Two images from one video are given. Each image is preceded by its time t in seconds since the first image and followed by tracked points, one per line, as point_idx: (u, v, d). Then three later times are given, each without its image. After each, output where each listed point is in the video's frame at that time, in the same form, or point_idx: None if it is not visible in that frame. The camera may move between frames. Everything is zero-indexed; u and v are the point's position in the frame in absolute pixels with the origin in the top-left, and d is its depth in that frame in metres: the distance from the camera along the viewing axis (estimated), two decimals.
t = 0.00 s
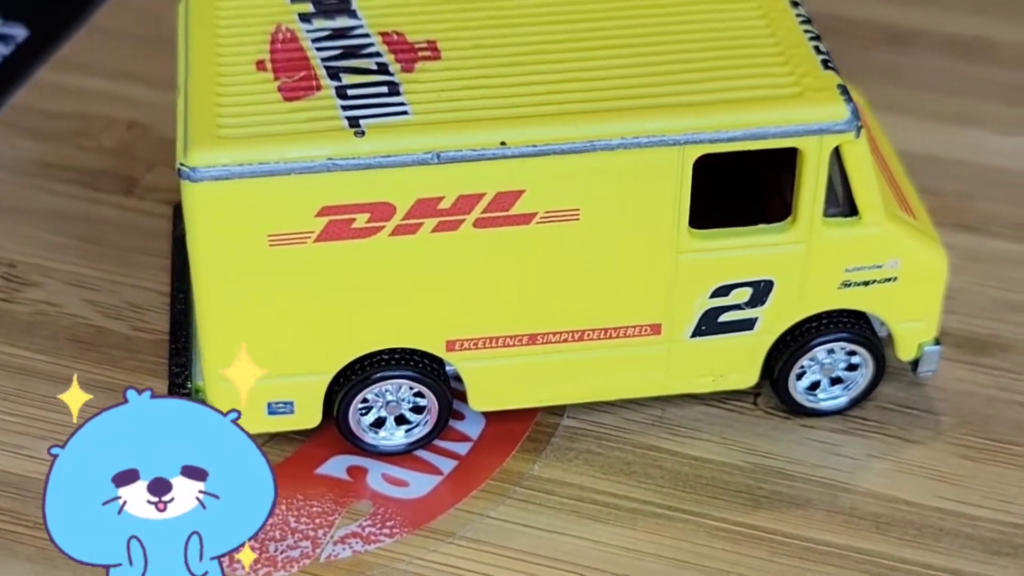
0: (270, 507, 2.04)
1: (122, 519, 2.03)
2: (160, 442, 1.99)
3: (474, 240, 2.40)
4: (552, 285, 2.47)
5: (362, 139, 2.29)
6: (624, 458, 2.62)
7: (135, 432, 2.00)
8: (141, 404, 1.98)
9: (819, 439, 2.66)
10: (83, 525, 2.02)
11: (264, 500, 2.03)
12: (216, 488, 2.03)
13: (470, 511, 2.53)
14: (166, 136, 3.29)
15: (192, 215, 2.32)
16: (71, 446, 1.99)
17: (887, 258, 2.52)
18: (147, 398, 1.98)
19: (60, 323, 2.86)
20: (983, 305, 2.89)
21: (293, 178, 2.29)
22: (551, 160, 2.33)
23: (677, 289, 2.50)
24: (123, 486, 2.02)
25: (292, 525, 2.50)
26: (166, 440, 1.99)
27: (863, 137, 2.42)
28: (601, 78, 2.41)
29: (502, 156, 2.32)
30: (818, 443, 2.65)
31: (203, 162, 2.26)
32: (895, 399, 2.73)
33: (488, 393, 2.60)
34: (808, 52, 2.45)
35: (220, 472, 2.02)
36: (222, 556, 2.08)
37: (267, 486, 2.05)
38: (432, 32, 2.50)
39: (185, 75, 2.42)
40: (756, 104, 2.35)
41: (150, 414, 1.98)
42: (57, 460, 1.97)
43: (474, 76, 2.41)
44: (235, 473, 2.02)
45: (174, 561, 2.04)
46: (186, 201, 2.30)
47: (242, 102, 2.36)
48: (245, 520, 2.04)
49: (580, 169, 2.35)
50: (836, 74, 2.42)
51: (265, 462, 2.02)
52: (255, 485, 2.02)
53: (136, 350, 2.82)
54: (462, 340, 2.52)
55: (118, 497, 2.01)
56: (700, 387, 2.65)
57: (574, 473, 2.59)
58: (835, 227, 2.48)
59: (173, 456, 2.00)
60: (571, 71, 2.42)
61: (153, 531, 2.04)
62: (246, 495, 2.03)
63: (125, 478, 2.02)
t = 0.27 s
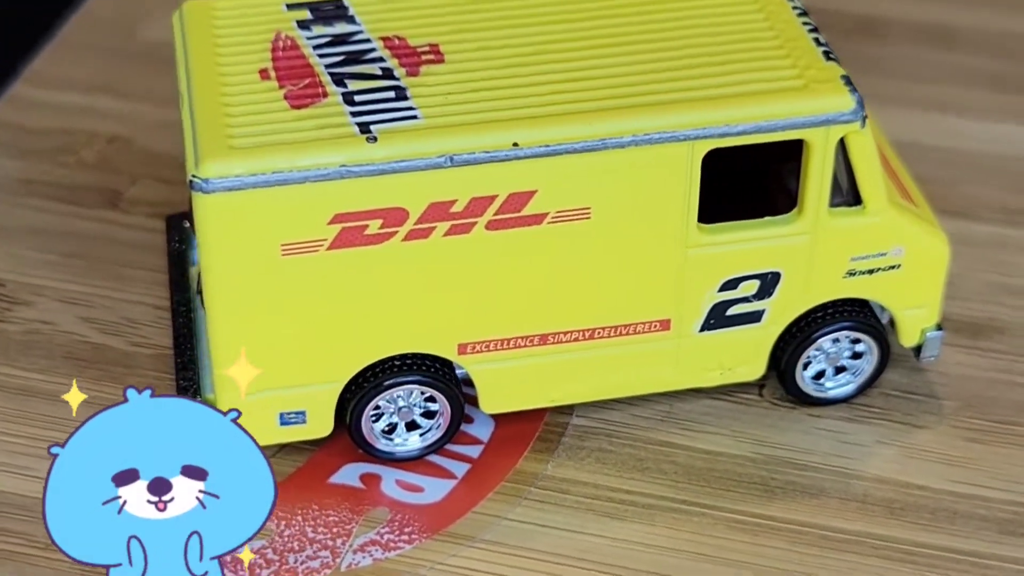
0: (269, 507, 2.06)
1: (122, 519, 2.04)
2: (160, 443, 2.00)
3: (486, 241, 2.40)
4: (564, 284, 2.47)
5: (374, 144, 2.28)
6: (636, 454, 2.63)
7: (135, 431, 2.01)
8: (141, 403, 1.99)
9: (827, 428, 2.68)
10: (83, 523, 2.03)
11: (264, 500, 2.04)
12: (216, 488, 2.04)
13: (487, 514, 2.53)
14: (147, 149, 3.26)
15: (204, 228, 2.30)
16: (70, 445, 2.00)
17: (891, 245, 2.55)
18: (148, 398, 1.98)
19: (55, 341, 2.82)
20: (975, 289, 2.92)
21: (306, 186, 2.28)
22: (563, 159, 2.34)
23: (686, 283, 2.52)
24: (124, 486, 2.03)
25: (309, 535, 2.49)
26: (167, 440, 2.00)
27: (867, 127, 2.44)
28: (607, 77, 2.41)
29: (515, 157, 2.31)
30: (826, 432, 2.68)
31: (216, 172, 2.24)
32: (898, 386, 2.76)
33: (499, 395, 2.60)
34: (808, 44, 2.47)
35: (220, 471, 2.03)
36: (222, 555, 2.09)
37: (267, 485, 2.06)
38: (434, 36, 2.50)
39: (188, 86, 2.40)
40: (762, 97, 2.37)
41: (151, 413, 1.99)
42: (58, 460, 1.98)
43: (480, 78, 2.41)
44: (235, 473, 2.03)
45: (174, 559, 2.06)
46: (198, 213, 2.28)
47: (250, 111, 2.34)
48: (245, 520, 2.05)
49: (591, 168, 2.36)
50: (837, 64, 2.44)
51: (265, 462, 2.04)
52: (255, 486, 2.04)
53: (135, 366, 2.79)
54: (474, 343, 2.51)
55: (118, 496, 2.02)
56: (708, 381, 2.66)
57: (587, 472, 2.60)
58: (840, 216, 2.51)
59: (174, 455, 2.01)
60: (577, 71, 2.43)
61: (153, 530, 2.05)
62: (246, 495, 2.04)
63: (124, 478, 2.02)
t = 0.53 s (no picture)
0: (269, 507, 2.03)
1: (121, 518, 2.01)
2: (160, 443, 1.97)
3: (497, 244, 2.39)
4: (573, 283, 2.47)
5: (384, 150, 2.27)
6: (646, 450, 2.64)
7: (135, 431, 1.97)
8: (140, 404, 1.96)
9: (832, 416, 2.70)
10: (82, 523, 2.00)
11: (264, 500, 2.01)
12: (216, 488, 2.01)
13: (504, 517, 2.52)
14: (125, 163, 3.22)
15: (216, 242, 2.27)
16: (70, 446, 1.96)
17: (892, 233, 2.57)
18: (147, 399, 1.94)
19: (50, 361, 2.78)
20: (965, 272, 2.96)
21: (319, 195, 2.26)
22: (573, 159, 2.34)
23: (693, 278, 2.52)
24: (124, 486, 1.99)
25: (327, 545, 2.47)
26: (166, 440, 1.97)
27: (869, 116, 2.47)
28: (611, 77, 2.42)
29: (526, 159, 2.31)
30: (832, 420, 2.70)
31: (228, 186, 2.22)
32: (897, 371, 2.79)
33: (508, 398, 2.60)
34: (805, 35, 2.50)
35: (220, 472, 2.00)
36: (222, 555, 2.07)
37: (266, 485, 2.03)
38: (433, 41, 2.49)
39: (190, 99, 2.38)
40: (767, 91, 2.39)
41: (151, 413, 1.96)
42: (57, 460, 1.95)
43: (484, 81, 2.40)
44: (234, 472, 2.00)
45: (174, 562, 2.02)
46: (209, 227, 2.25)
47: (256, 121, 2.32)
48: (246, 520, 2.02)
49: (600, 167, 2.36)
50: (836, 56, 2.47)
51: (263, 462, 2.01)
52: (255, 486, 2.01)
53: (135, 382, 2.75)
54: (485, 346, 2.51)
55: (118, 496, 1.99)
56: (714, 374, 2.67)
57: (599, 469, 2.60)
58: (843, 206, 2.53)
59: (174, 455, 1.98)
60: (580, 72, 2.43)
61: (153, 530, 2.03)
62: (246, 494, 2.01)
63: (124, 478, 1.99)
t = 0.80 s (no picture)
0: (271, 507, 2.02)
1: (121, 518, 2.01)
2: (160, 443, 1.97)
3: (510, 246, 2.38)
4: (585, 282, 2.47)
5: (399, 157, 2.25)
6: (658, 446, 2.64)
7: (136, 431, 1.97)
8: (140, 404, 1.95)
9: (838, 403, 2.72)
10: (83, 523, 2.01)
11: (264, 500, 2.00)
12: (216, 489, 2.00)
13: (524, 519, 2.52)
14: (104, 180, 3.17)
15: (229, 254, 2.25)
16: (70, 446, 1.96)
17: (894, 219, 2.60)
18: (147, 399, 1.93)
19: (47, 383, 2.74)
20: (954, 255, 2.99)
21: (335, 204, 2.24)
22: (585, 157, 2.33)
23: (702, 271, 2.53)
24: (124, 487, 2.00)
25: (348, 556, 2.45)
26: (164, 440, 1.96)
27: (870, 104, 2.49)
28: (617, 73, 2.42)
29: (539, 159, 2.31)
30: (838, 407, 2.71)
31: (243, 198, 2.20)
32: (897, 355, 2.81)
33: (521, 400, 2.59)
34: (804, 26, 2.51)
35: (220, 472, 1.99)
36: (223, 555, 2.06)
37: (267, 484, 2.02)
38: (435, 45, 2.47)
39: (195, 112, 2.35)
40: (772, 82, 2.40)
41: (151, 414, 1.95)
42: (57, 461, 1.96)
43: (489, 83, 2.39)
44: (234, 471, 2.00)
45: (173, 562, 2.03)
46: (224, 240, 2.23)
47: (265, 132, 2.29)
48: (246, 520, 2.02)
49: (612, 165, 2.36)
50: (836, 45, 2.49)
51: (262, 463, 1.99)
52: (255, 486, 2.00)
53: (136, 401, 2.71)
54: (498, 349, 2.50)
55: (118, 497, 1.99)
56: (721, 367, 2.68)
57: (613, 467, 2.60)
58: (846, 194, 2.54)
59: (172, 455, 1.97)
60: (586, 69, 2.43)
61: (153, 530, 2.03)
62: (246, 494, 2.01)
63: (123, 479, 1.99)
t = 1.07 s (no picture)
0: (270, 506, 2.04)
1: (121, 518, 2.03)
2: (160, 443, 1.99)
3: (523, 247, 2.38)
4: (596, 280, 2.47)
5: (414, 161, 2.24)
6: (670, 441, 2.64)
7: (135, 431, 1.99)
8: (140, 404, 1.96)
9: (844, 391, 2.74)
10: (82, 523, 2.02)
11: (264, 501, 2.02)
12: (216, 488, 2.02)
13: (542, 521, 2.51)
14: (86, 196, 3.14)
15: (245, 266, 2.22)
16: (71, 445, 1.98)
17: (894, 206, 2.61)
18: (147, 399, 1.95)
19: (48, 404, 2.70)
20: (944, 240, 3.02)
21: (352, 210, 2.23)
22: (597, 155, 2.33)
23: (709, 265, 2.54)
24: (123, 486, 2.01)
25: (369, 565, 2.43)
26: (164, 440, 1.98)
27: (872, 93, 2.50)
28: (621, 71, 2.42)
29: (552, 159, 2.30)
30: (844, 395, 2.73)
31: (259, 209, 2.17)
32: (897, 341, 2.83)
33: (532, 402, 2.58)
34: (801, 18, 2.53)
35: (219, 471, 2.01)
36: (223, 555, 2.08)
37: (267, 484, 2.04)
38: (436, 48, 2.47)
39: (202, 124, 2.32)
40: (776, 75, 2.41)
41: (152, 413, 1.97)
42: (58, 461, 1.97)
43: (496, 85, 2.38)
44: (234, 472, 2.01)
45: (174, 561, 2.04)
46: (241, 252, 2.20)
47: (275, 142, 2.27)
48: (245, 520, 2.03)
49: (623, 163, 2.36)
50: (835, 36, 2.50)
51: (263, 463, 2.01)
52: (256, 487, 2.01)
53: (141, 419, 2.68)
54: (510, 350, 2.49)
55: (118, 496, 2.01)
56: (727, 361, 2.69)
57: (626, 464, 2.60)
58: (849, 183, 2.56)
59: (172, 455, 1.99)
60: (590, 66, 2.42)
61: (152, 530, 2.04)
62: (246, 495, 2.02)
63: (124, 479, 2.01)
